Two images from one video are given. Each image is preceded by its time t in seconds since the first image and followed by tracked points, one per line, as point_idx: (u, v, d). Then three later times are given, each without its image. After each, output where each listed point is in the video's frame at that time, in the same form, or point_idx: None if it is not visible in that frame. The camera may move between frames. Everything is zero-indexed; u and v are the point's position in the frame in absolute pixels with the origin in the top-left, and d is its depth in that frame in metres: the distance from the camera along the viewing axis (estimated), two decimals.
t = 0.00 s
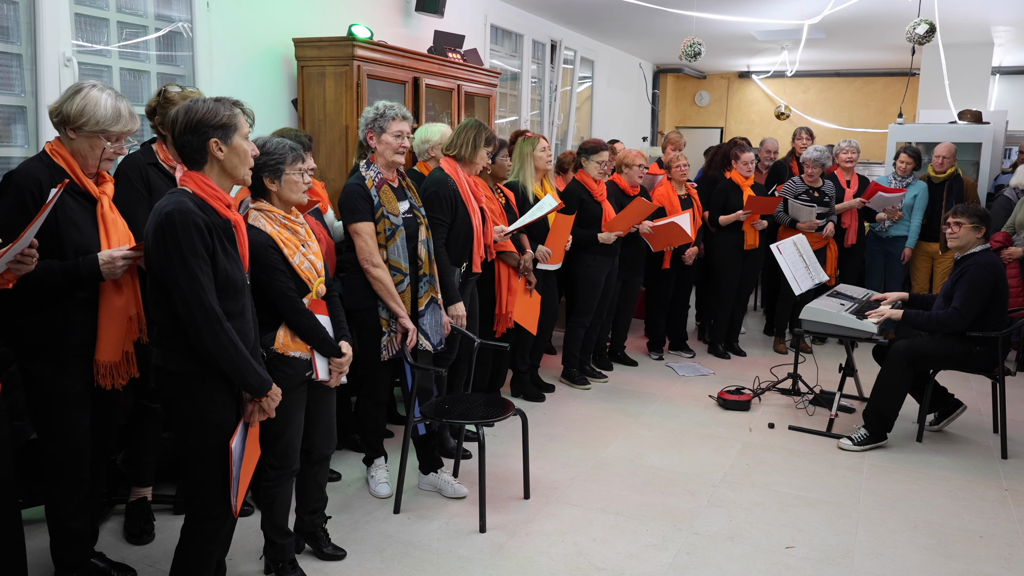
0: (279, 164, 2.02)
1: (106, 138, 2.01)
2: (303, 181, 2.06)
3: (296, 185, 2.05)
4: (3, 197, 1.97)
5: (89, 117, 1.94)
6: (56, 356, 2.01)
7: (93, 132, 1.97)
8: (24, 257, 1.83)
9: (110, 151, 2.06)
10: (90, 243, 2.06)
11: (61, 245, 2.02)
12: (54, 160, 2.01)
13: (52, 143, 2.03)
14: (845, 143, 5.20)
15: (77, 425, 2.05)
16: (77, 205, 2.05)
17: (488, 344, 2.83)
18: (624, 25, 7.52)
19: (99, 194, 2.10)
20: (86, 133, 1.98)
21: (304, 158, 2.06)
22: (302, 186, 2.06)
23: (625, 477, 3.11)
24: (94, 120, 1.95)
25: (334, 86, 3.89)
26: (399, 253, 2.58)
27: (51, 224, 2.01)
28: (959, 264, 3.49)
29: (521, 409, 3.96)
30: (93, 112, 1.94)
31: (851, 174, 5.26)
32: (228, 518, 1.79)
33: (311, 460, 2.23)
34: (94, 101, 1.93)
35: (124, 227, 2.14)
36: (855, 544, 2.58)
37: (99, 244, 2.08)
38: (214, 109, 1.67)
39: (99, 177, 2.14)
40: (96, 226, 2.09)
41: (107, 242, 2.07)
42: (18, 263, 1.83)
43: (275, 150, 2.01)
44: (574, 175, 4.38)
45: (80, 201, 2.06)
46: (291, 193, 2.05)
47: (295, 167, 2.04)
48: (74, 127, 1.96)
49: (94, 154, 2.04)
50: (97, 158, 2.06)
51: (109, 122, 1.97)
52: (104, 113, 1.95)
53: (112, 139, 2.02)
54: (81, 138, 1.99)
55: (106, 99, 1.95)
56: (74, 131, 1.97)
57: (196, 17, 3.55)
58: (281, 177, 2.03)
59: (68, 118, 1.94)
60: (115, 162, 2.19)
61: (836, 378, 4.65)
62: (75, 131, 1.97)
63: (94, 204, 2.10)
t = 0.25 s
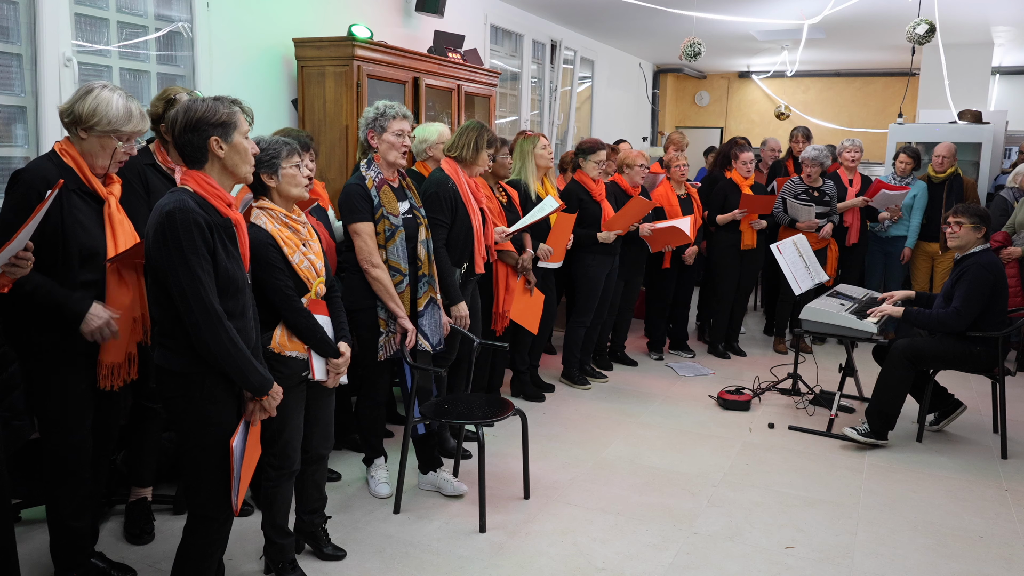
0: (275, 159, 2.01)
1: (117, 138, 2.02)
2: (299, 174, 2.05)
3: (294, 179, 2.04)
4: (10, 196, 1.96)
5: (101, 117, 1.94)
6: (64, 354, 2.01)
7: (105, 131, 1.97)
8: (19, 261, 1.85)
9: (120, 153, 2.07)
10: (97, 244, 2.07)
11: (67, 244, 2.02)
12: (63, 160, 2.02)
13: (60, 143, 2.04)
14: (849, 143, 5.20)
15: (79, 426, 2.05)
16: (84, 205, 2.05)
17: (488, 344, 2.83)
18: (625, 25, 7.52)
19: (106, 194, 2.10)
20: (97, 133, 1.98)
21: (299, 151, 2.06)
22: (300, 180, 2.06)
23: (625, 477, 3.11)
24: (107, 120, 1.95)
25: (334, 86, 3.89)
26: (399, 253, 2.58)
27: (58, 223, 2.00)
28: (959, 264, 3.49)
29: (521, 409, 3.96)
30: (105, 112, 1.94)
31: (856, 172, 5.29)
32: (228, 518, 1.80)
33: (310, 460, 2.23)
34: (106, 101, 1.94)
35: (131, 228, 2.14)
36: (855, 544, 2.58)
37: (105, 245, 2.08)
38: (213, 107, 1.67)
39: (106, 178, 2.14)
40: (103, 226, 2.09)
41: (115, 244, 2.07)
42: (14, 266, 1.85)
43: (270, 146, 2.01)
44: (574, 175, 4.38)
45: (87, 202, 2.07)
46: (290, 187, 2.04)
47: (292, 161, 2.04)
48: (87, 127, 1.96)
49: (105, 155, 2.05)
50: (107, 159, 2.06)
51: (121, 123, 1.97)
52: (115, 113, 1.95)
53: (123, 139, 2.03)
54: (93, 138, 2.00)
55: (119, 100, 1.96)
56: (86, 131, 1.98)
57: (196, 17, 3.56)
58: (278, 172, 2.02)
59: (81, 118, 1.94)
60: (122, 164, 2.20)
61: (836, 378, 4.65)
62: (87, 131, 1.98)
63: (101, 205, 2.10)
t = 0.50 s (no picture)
0: (278, 159, 2.02)
1: (129, 140, 2.03)
2: (302, 174, 2.06)
3: (297, 179, 2.05)
4: (18, 195, 1.95)
5: (115, 119, 1.96)
6: (70, 348, 2.04)
7: (117, 134, 1.99)
8: (19, 268, 1.82)
9: (130, 155, 2.08)
10: (103, 244, 2.07)
11: (73, 243, 2.01)
12: (73, 160, 2.02)
13: (69, 143, 2.04)
14: (854, 145, 5.20)
15: (81, 425, 2.06)
16: (91, 206, 2.05)
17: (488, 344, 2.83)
18: (625, 25, 7.52)
19: (113, 196, 2.10)
20: (109, 134, 1.99)
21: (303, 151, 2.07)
22: (302, 180, 2.06)
23: (625, 477, 3.11)
24: (121, 122, 1.97)
25: (334, 86, 3.89)
26: (399, 253, 2.58)
27: (66, 223, 1.99)
28: (959, 264, 3.49)
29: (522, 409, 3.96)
30: (120, 115, 1.96)
31: (859, 174, 5.26)
32: (234, 517, 1.80)
33: (311, 460, 2.23)
34: (120, 104, 1.96)
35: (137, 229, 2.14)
36: (855, 544, 2.58)
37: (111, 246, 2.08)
38: (215, 108, 1.67)
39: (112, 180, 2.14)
40: (109, 227, 2.09)
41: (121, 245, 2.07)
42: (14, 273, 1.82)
43: (271, 147, 2.02)
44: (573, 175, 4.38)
45: (95, 203, 2.07)
46: (292, 187, 2.05)
47: (293, 161, 2.05)
48: (100, 129, 1.98)
49: (116, 156, 2.06)
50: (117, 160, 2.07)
51: (134, 125, 1.99)
52: (129, 115, 1.97)
53: (135, 141, 2.05)
54: (104, 140, 2.01)
55: (132, 104, 1.98)
56: (97, 132, 1.99)
57: (196, 17, 3.56)
58: (281, 171, 2.03)
59: (95, 120, 1.96)
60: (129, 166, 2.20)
61: (835, 378, 4.65)
62: (98, 132, 1.99)
63: (107, 206, 2.10)
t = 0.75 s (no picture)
0: (275, 161, 2.01)
1: (135, 135, 2.04)
2: (302, 174, 2.06)
3: (296, 179, 2.04)
4: (23, 194, 1.96)
5: (118, 114, 1.98)
6: (71, 349, 2.04)
7: (122, 130, 2.01)
8: (37, 258, 1.85)
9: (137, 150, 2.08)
10: (106, 243, 2.07)
11: (75, 242, 2.01)
12: (76, 160, 2.02)
13: (72, 143, 2.04)
14: (861, 147, 5.24)
15: (82, 425, 2.06)
16: (95, 206, 2.06)
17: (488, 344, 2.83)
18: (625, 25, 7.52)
19: (116, 196, 2.10)
20: (115, 131, 2.00)
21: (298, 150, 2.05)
22: (302, 180, 2.06)
23: (625, 477, 3.11)
24: (123, 117, 1.98)
25: (334, 86, 3.89)
26: (399, 253, 2.58)
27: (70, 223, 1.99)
28: (959, 263, 3.49)
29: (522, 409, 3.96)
30: (121, 110, 1.98)
31: (862, 174, 5.32)
32: (233, 516, 1.80)
33: (310, 459, 2.23)
34: (121, 100, 1.97)
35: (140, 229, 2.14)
36: (855, 544, 2.58)
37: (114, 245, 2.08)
38: (216, 109, 1.67)
39: (115, 180, 2.15)
40: (112, 227, 2.09)
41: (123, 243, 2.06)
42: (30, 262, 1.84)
43: (271, 147, 2.01)
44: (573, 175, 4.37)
45: (97, 202, 2.07)
46: (291, 188, 2.05)
47: (292, 161, 2.04)
48: (104, 127, 1.99)
49: (122, 153, 2.06)
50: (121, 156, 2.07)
51: (137, 118, 2.00)
52: (131, 109, 1.99)
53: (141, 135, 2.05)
54: (110, 137, 2.02)
55: (130, 99, 1.99)
56: (102, 131, 2.00)
57: (196, 17, 3.56)
58: (280, 173, 2.02)
59: (99, 119, 1.97)
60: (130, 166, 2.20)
61: (836, 378, 4.65)
62: (103, 131, 2.00)
63: (111, 206, 2.10)
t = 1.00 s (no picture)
0: (273, 163, 2.01)
1: (127, 117, 2.05)
2: (299, 175, 2.04)
3: (296, 180, 2.04)
4: (26, 193, 1.96)
5: (103, 104, 1.98)
6: (72, 349, 2.05)
7: (116, 114, 2.02)
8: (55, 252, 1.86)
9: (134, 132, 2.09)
10: (108, 242, 2.06)
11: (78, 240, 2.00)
12: (78, 159, 2.02)
13: (71, 141, 2.03)
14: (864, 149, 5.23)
15: (83, 425, 2.06)
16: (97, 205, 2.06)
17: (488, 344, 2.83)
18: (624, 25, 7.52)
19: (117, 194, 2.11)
20: (110, 120, 2.02)
21: (295, 151, 2.03)
22: (301, 180, 2.05)
23: (625, 477, 3.11)
24: (108, 103, 1.99)
25: (334, 86, 3.89)
26: (399, 253, 2.58)
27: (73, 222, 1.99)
28: (960, 263, 3.49)
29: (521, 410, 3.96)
30: (102, 98, 1.98)
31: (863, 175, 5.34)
32: (231, 517, 1.80)
33: (311, 459, 2.23)
34: (97, 89, 1.98)
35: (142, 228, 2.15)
36: (855, 544, 2.58)
37: (116, 244, 2.08)
38: (217, 109, 1.67)
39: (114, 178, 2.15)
40: (114, 226, 2.09)
41: (124, 239, 2.06)
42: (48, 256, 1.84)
43: (268, 149, 2.01)
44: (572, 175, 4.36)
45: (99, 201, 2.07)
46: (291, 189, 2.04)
47: (291, 163, 2.03)
48: (98, 120, 2.00)
49: (122, 141, 2.07)
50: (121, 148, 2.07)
51: (119, 98, 2.01)
52: (110, 95, 2.00)
53: (132, 115, 2.06)
54: (108, 127, 2.02)
55: (105, 86, 2.00)
56: (99, 125, 2.00)
57: (196, 17, 3.56)
58: (278, 175, 2.02)
59: (89, 115, 1.98)
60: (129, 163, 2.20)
61: (836, 378, 4.65)
62: (100, 124, 2.00)
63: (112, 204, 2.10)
